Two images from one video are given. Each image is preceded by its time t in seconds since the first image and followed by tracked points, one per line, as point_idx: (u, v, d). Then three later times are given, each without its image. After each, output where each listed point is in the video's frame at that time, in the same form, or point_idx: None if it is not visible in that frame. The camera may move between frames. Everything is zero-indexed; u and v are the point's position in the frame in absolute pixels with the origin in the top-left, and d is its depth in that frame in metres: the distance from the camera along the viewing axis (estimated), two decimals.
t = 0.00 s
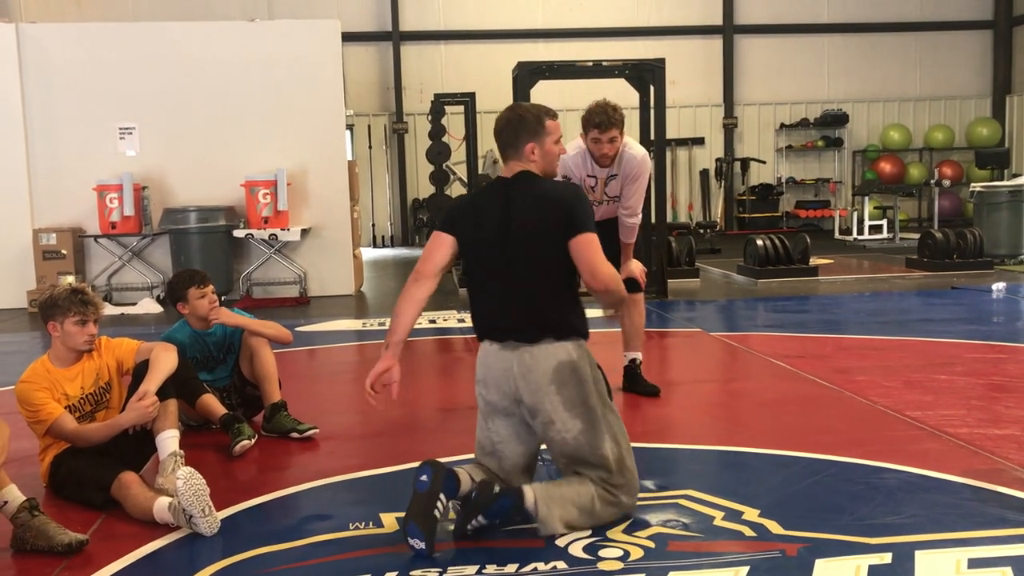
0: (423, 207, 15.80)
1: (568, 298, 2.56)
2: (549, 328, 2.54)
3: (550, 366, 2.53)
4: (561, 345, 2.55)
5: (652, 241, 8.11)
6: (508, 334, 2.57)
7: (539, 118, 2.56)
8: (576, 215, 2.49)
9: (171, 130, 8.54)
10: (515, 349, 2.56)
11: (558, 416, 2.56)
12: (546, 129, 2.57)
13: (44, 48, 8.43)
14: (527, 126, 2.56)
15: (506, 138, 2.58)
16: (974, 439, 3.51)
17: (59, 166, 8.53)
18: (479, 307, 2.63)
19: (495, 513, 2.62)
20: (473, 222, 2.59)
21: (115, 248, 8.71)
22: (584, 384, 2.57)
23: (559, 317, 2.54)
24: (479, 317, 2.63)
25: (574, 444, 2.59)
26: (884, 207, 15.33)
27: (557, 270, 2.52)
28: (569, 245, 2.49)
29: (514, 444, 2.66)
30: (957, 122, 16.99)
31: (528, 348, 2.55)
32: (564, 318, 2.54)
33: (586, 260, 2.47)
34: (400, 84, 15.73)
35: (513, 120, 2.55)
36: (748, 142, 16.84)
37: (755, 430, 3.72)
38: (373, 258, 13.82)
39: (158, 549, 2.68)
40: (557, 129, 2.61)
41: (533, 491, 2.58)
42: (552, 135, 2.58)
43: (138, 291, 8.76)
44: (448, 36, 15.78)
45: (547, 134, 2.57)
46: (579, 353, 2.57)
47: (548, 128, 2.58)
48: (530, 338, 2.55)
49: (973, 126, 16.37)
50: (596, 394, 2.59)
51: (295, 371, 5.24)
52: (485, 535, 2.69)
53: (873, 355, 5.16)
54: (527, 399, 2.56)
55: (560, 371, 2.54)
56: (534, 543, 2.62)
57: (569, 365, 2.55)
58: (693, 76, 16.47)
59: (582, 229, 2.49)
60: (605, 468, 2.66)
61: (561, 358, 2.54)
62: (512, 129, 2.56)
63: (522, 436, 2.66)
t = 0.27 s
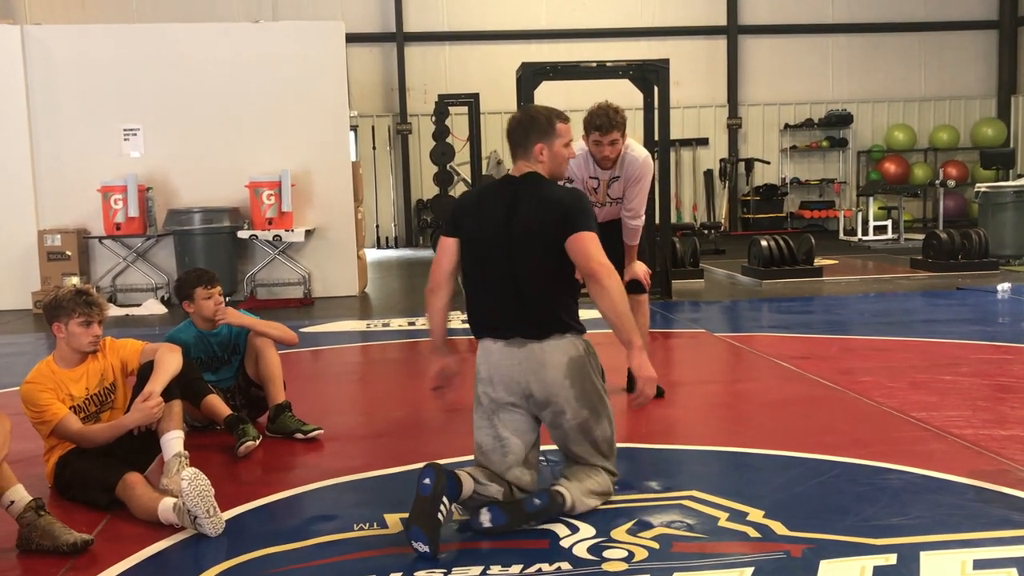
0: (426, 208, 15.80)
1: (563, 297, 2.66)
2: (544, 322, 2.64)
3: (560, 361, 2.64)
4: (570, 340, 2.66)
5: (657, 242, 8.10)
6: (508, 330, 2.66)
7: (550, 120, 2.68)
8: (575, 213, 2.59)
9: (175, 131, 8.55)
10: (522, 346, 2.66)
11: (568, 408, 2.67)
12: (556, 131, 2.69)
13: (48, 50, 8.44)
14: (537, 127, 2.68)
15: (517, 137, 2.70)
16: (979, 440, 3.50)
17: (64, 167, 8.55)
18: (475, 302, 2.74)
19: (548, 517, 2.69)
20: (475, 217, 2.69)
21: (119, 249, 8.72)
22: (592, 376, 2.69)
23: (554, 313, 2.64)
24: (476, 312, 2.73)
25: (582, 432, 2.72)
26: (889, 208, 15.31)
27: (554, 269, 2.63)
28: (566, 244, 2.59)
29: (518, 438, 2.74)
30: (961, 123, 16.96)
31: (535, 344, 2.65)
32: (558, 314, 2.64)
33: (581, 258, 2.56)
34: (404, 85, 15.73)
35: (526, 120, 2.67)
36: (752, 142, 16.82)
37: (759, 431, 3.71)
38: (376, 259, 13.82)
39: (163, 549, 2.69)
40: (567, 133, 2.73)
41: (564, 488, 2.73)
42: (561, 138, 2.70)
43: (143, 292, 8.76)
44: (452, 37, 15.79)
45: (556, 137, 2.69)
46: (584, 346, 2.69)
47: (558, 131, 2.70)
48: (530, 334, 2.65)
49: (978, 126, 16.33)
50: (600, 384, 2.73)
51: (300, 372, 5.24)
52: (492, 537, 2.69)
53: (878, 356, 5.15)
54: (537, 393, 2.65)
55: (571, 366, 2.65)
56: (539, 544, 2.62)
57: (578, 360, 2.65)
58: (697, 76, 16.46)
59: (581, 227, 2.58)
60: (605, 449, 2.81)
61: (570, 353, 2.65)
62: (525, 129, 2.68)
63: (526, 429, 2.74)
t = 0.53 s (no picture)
0: (429, 208, 15.81)
1: (590, 298, 2.68)
2: (566, 320, 2.67)
3: (590, 357, 2.69)
4: (601, 339, 2.70)
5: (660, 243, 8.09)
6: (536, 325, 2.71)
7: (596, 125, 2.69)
8: (601, 218, 2.57)
9: (179, 132, 8.56)
10: (554, 341, 2.69)
11: (592, 403, 2.71)
12: (601, 135, 2.69)
13: (52, 51, 8.45)
14: (583, 130, 2.69)
15: (564, 139, 2.73)
16: (983, 440, 3.50)
17: (67, 168, 8.56)
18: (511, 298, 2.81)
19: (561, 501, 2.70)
20: (516, 212, 2.75)
21: (123, 250, 8.74)
22: (617, 376, 2.74)
23: (576, 312, 2.67)
24: (513, 304, 2.79)
25: (601, 429, 2.76)
26: (892, 208, 15.29)
27: (582, 270, 2.65)
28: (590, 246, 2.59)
29: (538, 431, 2.76)
30: (965, 123, 16.94)
31: (567, 340, 2.69)
32: (581, 314, 2.67)
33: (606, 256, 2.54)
34: (407, 85, 15.74)
35: (574, 123, 2.70)
36: (755, 143, 16.81)
37: (763, 431, 3.71)
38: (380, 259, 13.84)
39: (166, 550, 2.69)
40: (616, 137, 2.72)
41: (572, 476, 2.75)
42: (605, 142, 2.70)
43: (146, 293, 8.76)
44: (455, 38, 15.80)
45: (601, 142, 2.70)
46: (613, 345, 2.73)
47: (603, 134, 2.70)
48: (554, 330, 2.69)
49: (981, 126, 16.30)
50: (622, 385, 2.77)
51: (303, 373, 5.25)
52: (495, 537, 2.69)
53: (881, 356, 5.14)
54: (565, 386, 2.69)
55: (599, 363, 2.69)
56: (541, 545, 2.61)
57: (607, 357, 2.70)
58: (700, 76, 16.45)
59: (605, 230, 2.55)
60: (618, 452, 2.84)
61: (600, 349, 2.70)
62: (571, 132, 2.71)
63: (547, 424, 2.76)
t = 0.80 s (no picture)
0: (431, 209, 15.82)
1: (601, 295, 2.72)
2: (579, 312, 2.72)
3: (590, 351, 2.71)
4: (602, 331, 2.72)
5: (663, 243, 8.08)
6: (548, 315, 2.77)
7: (619, 123, 2.75)
8: (624, 214, 2.61)
9: (180, 133, 8.57)
10: (558, 331, 2.75)
11: (590, 397, 2.73)
12: (625, 132, 2.75)
13: (53, 53, 8.47)
14: (606, 128, 2.75)
15: (588, 135, 2.78)
16: (985, 440, 3.49)
17: (69, 170, 8.57)
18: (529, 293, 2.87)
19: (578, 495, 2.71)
20: (537, 205, 2.81)
21: (125, 252, 8.76)
22: (616, 372, 2.73)
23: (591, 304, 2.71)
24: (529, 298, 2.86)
25: (601, 424, 2.76)
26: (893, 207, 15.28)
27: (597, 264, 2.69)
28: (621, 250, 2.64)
29: (535, 420, 2.85)
30: (967, 122, 16.93)
31: (570, 331, 2.73)
32: (595, 306, 2.71)
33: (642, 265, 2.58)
34: (408, 86, 15.74)
35: (597, 120, 2.76)
36: (756, 143, 16.81)
37: (765, 431, 3.70)
38: (382, 260, 13.86)
39: (168, 551, 2.69)
40: (638, 137, 2.78)
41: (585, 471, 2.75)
42: (628, 140, 2.76)
43: (148, 294, 8.77)
44: (456, 39, 15.80)
45: (624, 139, 2.75)
46: (617, 341, 2.74)
47: (626, 132, 2.75)
48: (564, 321, 2.74)
49: (983, 125, 16.30)
50: (623, 382, 2.76)
51: (305, 374, 5.25)
52: (497, 538, 2.69)
53: (884, 356, 5.13)
54: (562, 376, 2.74)
55: (597, 357, 2.71)
56: (543, 545, 2.61)
57: (607, 352, 2.71)
58: (702, 76, 16.44)
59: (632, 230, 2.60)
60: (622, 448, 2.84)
61: (600, 344, 2.71)
62: (595, 129, 2.76)
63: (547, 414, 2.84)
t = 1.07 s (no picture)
0: (432, 210, 15.83)
1: (587, 296, 2.80)
2: (570, 312, 2.80)
3: (571, 347, 2.79)
4: (583, 330, 2.80)
5: (664, 243, 8.08)
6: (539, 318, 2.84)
7: (602, 132, 2.87)
8: (613, 218, 2.77)
9: (180, 135, 8.58)
10: (543, 332, 2.84)
11: (575, 394, 2.81)
12: (607, 142, 2.87)
13: (54, 56, 8.47)
14: (589, 137, 2.87)
15: (573, 144, 2.91)
16: (986, 439, 3.49)
17: (69, 172, 8.58)
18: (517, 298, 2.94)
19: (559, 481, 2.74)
20: (521, 210, 2.89)
21: (126, 253, 8.75)
22: (599, 367, 2.80)
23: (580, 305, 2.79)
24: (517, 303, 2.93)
25: (587, 421, 2.83)
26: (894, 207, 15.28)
27: (583, 265, 2.79)
28: (612, 256, 2.80)
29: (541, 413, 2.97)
30: (968, 122, 16.92)
31: (554, 331, 2.82)
32: (584, 306, 2.79)
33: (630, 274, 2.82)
34: (409, 88, 15.75)
35: (581, 129, 2.88)
36: (757, 143, 16.81)
37: (767, 432, 3.70)
38: (382, 261, 13.86)
39: (168, 553, 2.69)
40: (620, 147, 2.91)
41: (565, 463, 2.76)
42: (610, 149, 2.88)
43: (149, 296, 8.78)
44: (456, 40, 15.81)
45: (606, 148, 2.88)
46: (599, 338, 2.82)
47: (608, 142, 2.88)
48: (555, 322, 2.82)
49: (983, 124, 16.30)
50: (607, 378, 2.82)
51: (307, 375, 5.25)
52: (497, 539, 2.69)
53: (885, 355, 5.13)
54: (547, 375, 2.83)
55: (578, 353, 2.79)
56: (543, 545, 2.61)
57: (587, 347, 2.79)
58: (703, 77, 16.44)
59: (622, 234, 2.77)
60: (614, 446, 2.88)
61: (582, 341, 2.79)
62: (579, 138, 2.88)
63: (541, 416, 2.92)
